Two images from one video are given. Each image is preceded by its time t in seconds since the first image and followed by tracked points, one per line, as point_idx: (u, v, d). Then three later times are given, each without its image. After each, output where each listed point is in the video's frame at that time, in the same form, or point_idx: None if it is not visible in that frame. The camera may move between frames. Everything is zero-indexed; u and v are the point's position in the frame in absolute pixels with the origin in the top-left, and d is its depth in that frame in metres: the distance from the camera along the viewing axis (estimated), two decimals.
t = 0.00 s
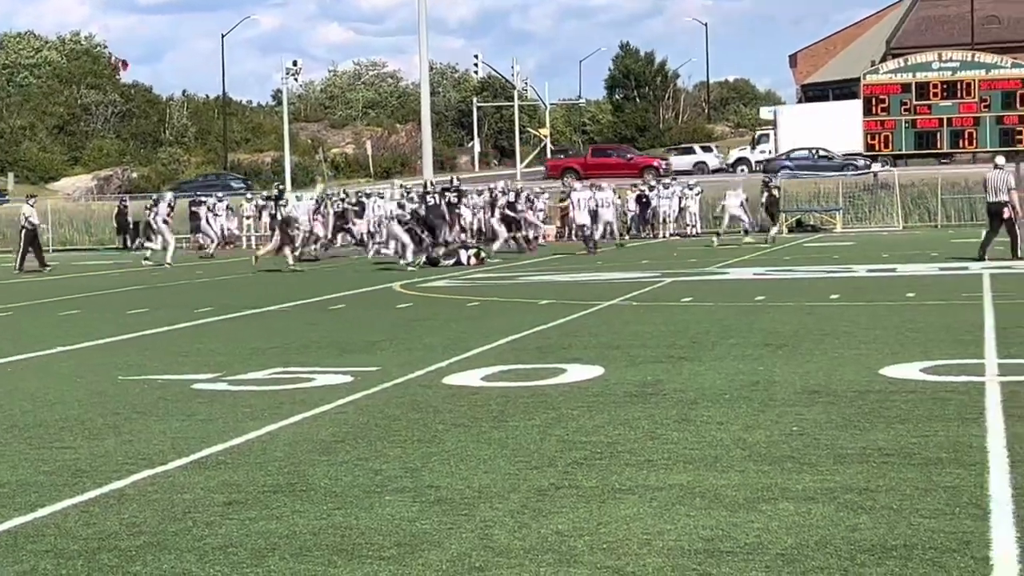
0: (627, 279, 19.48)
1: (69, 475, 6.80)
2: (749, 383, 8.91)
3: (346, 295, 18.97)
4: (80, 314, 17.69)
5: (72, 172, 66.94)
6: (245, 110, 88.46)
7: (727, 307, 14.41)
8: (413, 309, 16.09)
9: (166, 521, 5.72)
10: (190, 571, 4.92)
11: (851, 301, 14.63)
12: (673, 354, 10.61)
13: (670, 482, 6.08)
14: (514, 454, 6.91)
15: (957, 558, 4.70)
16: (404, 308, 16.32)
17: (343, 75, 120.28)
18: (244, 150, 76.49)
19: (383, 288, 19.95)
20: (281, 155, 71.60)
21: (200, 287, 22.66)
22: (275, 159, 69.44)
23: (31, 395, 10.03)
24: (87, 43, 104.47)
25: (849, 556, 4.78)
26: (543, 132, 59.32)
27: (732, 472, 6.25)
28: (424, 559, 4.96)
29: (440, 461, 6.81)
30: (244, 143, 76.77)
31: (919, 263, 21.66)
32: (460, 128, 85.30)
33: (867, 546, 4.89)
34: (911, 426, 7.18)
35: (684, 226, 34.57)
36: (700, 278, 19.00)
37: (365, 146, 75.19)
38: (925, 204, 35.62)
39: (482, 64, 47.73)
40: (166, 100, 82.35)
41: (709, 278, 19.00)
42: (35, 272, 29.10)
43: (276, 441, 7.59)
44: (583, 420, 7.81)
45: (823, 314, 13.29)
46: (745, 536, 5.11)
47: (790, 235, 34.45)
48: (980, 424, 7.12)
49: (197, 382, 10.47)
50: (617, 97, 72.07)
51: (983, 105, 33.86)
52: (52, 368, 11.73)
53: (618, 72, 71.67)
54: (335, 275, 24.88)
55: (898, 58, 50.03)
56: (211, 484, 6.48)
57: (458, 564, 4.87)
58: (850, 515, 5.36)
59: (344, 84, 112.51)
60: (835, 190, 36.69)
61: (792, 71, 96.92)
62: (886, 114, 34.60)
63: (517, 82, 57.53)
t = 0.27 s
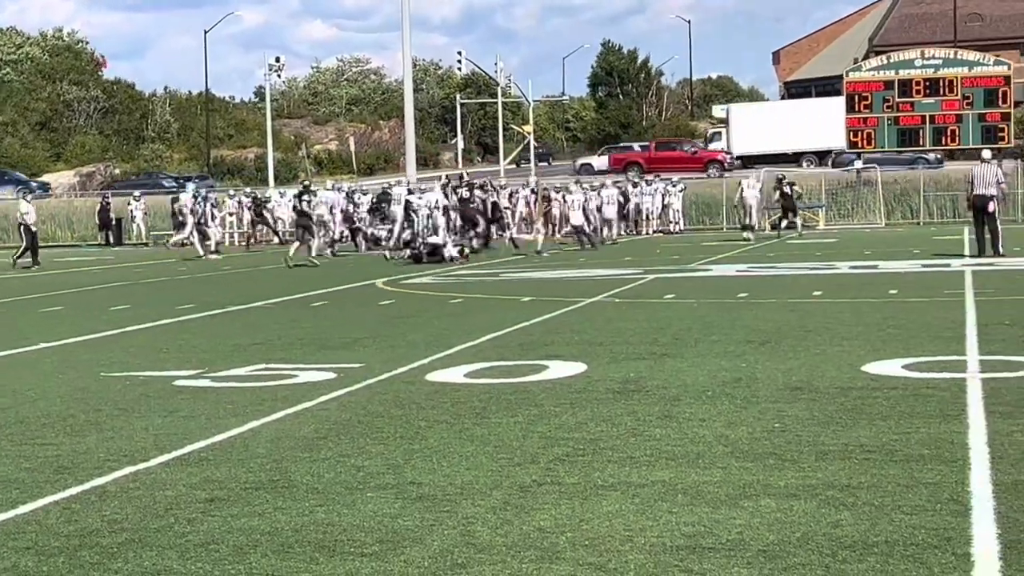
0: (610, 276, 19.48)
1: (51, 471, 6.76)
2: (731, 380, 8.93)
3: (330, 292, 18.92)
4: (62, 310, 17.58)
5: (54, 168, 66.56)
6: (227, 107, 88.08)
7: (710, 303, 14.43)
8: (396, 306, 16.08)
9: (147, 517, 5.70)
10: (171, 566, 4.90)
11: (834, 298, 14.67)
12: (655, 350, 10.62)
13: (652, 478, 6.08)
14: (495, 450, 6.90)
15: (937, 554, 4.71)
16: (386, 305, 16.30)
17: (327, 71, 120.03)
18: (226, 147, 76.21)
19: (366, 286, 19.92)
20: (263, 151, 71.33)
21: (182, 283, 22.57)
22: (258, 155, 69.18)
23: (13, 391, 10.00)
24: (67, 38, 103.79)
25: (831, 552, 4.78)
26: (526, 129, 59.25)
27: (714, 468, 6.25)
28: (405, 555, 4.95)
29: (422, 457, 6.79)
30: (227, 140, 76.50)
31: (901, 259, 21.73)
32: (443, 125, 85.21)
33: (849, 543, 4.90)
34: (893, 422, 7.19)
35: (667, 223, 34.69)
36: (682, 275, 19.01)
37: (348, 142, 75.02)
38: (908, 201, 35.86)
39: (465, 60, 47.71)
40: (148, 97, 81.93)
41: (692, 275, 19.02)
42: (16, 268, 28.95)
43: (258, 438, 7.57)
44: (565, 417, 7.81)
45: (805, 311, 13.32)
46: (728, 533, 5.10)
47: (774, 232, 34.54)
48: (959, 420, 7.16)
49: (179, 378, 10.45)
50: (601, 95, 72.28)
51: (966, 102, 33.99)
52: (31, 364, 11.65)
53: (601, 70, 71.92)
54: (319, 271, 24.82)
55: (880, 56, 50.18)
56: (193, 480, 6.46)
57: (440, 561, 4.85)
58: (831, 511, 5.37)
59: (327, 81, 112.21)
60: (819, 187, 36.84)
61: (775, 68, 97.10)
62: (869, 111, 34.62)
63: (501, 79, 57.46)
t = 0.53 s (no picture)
0: (601, 272, 19.48)
1: (39, 467, 6.74)
2: (720, 375, 8.94)
3: (320, 288, 18.89)
4: (50, 306, 17.51)
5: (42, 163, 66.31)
6: (217, 102, 87.83)
7: (700, 299, 14.42)
8: (386, 302, 16.05)
9: (136, 512, 5.68)
10: (159, 562, 4.89)
11: (824, 293, 14.67)
12: (644, 345, 10.62)
13: (642, 473, 6.08)
14: (485, 445, 6.89)
15: (926, 550, 4.72)
16: (377, 300, 16.27)
17: (317, 66, 119.93)
18: (216, 142, 76.01)
19: (356, 281, 19.89)
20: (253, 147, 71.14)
21: (172, 278, 22.53)
22: (248, 150, 69.01)
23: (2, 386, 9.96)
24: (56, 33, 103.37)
25: (820, 548, 4.79)
26: (517, 124, 59.21)
27: (704, 464, 6.26)
28: (395, 550, 4.94)
29: (413, 452, 6.79)
30: (216, 135, 76.30)
31: (890, 255, 21.76)
32: (433, 120, 85.13)
33: (839, 538, 4.91)
34: (882, 418, 7.21)
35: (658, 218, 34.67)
36: (672, 271, 19.03)
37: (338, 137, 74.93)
38: (898, 197, 35.88)
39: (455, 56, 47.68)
40: (138, 92, 81.66)
41: (682, 270, 19.02)
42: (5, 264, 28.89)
43: (248, 433, 7.56)
44: (555, 412, 7.81)
45: (795, 306, 13.33)
46: (717, 528, 5.11)
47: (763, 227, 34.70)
48: (948, 417, 7.17)
49: (168, 373, 10.43)
50: (591, 90, 72.22)
51: (955, 98, 34.07)
52: (20, 359, 11.61)
53: (591, 65, 71.80)
54: (309, 267, 24.76)
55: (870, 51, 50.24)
56: (183, 475, 6.45)
57: (428, 556, 4.85)
58: (820, 506, 5.38)
59: (317, 76, 112.01)
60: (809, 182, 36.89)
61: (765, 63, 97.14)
62: (859, 107, 34.76)
63: (491, 74, 57.39)
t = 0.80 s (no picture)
0: (597, 266, 19.47)
1: (36, 461, 6.73)
2: (716, 369, 8.95)
3: (315, 282, 18.87)
4: (46, 299, 17.48)
5: (38, 157, 66.15)
6: (212, 95, 87.66)
7: (696, 293, 14.44)
8: (382, 296, 16.04)
9: (133, 507, 5.68)
10: (157, 556, 4.89)
11: (820, 288, 14.68)
12: (642, 340, 10.63)
13: (638, 468, 6.09)
14: (481, 440, 6.89)
15: (923, 544, 4.73)
16: (373, 294, 16.26)
17: (313, 61, 119.61)
18: (212, 136, 75.88)
19: (351, 275, 19.87)
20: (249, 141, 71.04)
21: (169, 272, 22.48)
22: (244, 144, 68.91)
23: None
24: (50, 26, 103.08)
25: (816, 542, 4.80)
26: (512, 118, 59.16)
27: (700, 458, 6.26)
28: (392, 545, 4.94)
29: (410, 446, 6.79)
30: (212, 129, 76.15)
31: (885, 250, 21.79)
32: (429, 114, 84.97)
33: (834, 532, 4.91)
34: (878, 412, 7.22)
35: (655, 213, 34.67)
36: (669, 265, 19.03)
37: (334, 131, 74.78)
38: (893, 192, 35.95)
39: (451, 50, 47.65)
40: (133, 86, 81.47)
41: (678, 265, 19.04)
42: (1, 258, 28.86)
43: (243, 426, 7.56)
44: (551, 407, 7.81)
45: (791, 301, 13.34)
46: (713, 522, 5.12)
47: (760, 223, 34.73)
48: (944, 411, 7.19)
49: (164, 367, 10.41)
50: (587, 85, 72.23)
51: (951, 93, 34.03)
52: (15, 353, 11.58)
53: (588, 59, 71.75)
54: (305, 261, 24.73)
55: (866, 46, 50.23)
56: (179, 469, 6.44)
57: (426, 550, 4.86)
58: (816, 501, 5.39)
59: (313, 70, 111.85)
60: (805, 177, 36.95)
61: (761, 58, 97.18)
62: (855, 102, 34.79)
63: (488, 69, 57.33)
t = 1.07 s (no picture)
0: (597, 261, 19.48)
1: (36, 455, 6.74)
2: (717, 364, 8.95)
3: (316, 276, 18.87)
4: (46, 293, 17.46)
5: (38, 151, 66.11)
6: (213, 90, 87.57)
7: (696, 288, 14.44)
8: (383, 290, 16.03)
9: (133, 500, 5.68)
10: (156, 550, 4.89)
11: (821, 283, 14.67)
12: (642, 335, 10.62)
13: (638, 463, 6.09)
14: (481, 435, 6.88)
15: (923, 539, 4.73)
16: (373, 289, 16.25)
17: (313, 55, 119.61)
18: (212, 130, 75.82)
19: (352, 269, 19.86)
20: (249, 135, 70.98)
21: (169, 266, 22.48)
22: (244, 139, 68.84)
23: None
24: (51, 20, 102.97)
25: (816, 536, 4.81)
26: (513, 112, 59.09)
27: (700, 453, 6.26)
28: (392, 539, 4.94)
29: (410, 441, 6.79)
30: (213, 123, 76.09)
31: (885, 245, 21.81)
32: (429, 108, 84.95)
33: (835, 527, 4.92)
34: (878, 407, 7.22)
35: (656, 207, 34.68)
36: (670, 260, 19.04)
37: (334, 126, 74.81)
38: (894, 187, 35.92)
39: (452, 44, 47.59)
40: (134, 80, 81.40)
41: (679, 259, 19.02)
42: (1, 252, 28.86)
43: (243, 421, 7.56)
44: (551, 401, 7.81)
45: (791, 296, 13.35)
46: (714, 517, 5.12)
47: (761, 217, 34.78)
48: (944, 406, 7.19)
49: (165, 361, 10.41)
50: (588, 80, 72.20)
51: (952, 88, 34.03)
52: (15, 347, 11.58)
53: (589, 54, 71.71)
54: (305, 256, 24.72)
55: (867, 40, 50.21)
56: (179, 464, 6.44)
57: (426, 544, 4.86)
58: (817, 496, 5.39)
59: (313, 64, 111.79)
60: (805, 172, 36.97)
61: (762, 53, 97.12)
62: (855, 97, 34.75)
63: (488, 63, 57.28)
